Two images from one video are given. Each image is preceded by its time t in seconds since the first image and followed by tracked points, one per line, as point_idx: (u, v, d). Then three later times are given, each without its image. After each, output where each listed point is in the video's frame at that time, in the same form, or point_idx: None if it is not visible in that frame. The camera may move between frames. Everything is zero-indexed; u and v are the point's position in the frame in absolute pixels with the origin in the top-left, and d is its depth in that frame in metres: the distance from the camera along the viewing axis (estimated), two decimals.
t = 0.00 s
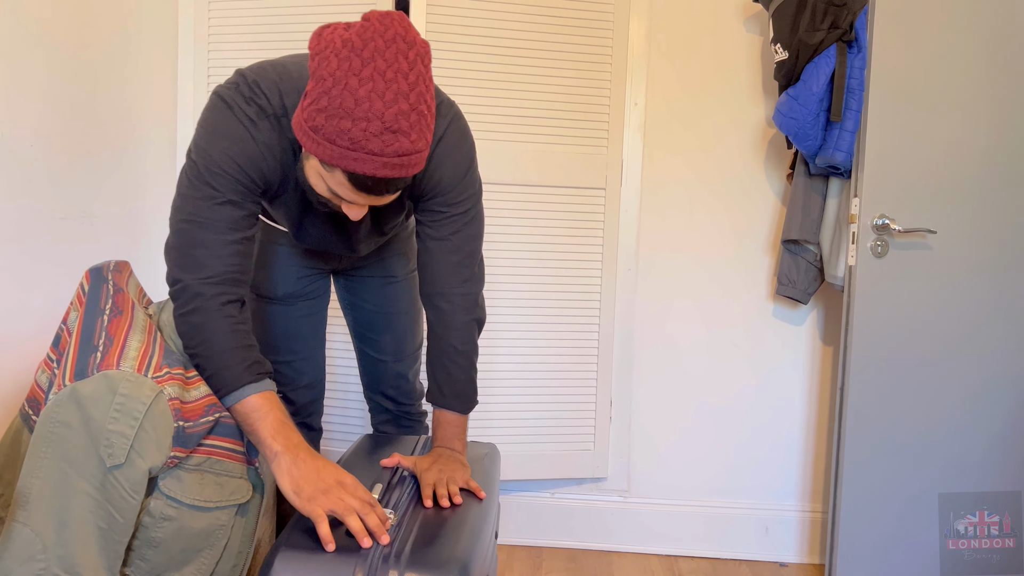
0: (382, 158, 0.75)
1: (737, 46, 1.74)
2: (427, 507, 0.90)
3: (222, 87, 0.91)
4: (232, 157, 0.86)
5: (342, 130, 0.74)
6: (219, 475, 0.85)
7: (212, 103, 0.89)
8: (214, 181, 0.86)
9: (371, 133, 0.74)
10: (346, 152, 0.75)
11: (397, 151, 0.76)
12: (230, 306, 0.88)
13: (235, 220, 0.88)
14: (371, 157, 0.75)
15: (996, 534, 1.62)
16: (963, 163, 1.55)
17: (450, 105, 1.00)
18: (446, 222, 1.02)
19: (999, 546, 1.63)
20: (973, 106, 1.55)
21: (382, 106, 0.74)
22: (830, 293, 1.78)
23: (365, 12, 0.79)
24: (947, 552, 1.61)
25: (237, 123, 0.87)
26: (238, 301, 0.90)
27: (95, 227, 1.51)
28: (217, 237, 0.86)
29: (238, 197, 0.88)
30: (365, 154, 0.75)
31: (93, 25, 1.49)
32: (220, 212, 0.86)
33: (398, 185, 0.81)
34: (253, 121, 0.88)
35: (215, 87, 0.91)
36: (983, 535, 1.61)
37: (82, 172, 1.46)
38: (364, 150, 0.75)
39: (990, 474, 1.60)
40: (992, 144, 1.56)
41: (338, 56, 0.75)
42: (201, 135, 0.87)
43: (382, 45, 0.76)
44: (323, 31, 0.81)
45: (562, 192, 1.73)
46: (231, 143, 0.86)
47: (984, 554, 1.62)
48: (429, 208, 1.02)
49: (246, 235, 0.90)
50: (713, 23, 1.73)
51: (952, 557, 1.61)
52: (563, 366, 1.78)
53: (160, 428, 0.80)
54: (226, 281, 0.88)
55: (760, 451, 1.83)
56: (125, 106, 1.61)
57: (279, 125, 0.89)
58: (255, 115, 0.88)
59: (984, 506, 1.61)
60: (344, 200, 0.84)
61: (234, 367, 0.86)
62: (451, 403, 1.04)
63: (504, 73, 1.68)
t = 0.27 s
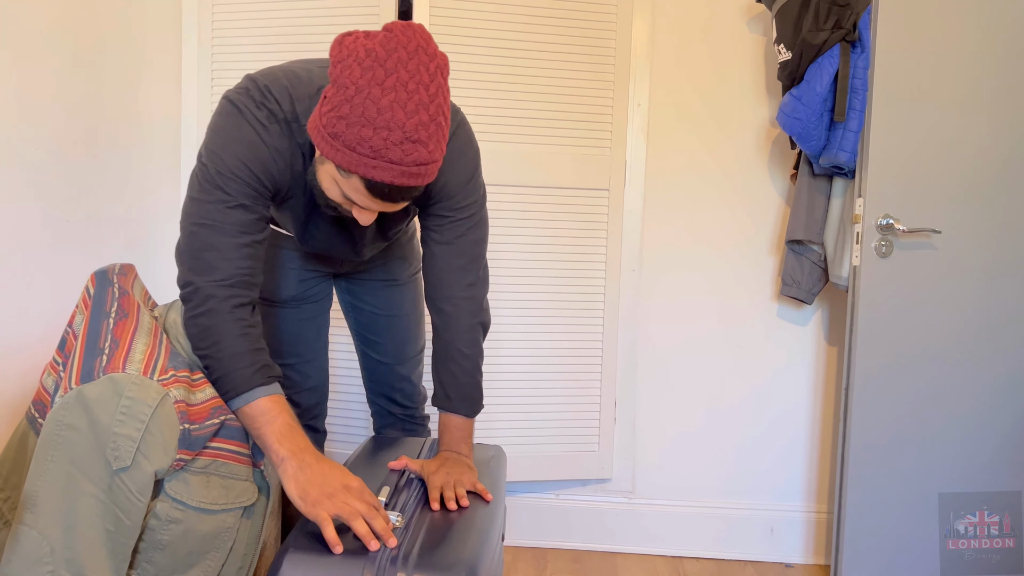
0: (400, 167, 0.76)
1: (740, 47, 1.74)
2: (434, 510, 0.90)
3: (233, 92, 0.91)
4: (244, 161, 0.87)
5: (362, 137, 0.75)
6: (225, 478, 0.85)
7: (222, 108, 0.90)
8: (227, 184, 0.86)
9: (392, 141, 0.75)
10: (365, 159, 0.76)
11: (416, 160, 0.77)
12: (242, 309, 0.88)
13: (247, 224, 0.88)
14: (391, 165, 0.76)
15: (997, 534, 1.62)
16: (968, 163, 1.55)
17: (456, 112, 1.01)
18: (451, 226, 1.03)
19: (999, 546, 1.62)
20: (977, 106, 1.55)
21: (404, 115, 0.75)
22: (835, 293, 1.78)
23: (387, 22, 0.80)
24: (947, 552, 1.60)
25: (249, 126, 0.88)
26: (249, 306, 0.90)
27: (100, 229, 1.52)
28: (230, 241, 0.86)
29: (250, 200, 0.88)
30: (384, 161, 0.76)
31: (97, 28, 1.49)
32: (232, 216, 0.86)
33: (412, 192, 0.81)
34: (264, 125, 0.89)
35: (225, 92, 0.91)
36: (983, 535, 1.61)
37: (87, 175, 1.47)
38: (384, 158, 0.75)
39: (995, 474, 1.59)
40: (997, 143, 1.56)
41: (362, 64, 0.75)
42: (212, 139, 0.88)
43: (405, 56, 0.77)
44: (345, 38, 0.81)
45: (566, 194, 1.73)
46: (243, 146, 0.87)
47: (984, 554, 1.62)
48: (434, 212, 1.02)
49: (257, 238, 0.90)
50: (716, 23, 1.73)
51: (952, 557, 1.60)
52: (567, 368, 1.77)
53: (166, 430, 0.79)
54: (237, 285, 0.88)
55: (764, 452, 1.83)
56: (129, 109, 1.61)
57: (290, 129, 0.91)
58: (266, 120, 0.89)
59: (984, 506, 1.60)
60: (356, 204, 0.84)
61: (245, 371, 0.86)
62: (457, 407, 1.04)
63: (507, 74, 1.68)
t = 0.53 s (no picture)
0: (407, 169, 0.76)
1: (742, 47, 1.74)
2: (438, 512, 0.90)
3: (240, 96, 0.92)
4: (251, 163, 0.87)
5: (369, 140, 0.75)
6: (229, 480, 0.85)
7: (230, 111, 0.90)
8: (234, 187, 0.86)
9: (399, 144, 0.75)
10: (372, 160, 0.76)
11: (422, 162, 0.77)
12: (248, 311, 0.88)
13: (253, 227, 0.88)
14: (397, 167, 0.76)
15: (997, 534, 1.61)
16: (971, 163, 1.55)
17: (461, 115, 1.01)
18: (456, 227, 1.03)
19: (999, 546, 1.62)
20: (980, 105, 1.54)
21: (411, 118, 0.75)
22: (838, 294, 1.77)
23: (395, 27, 0.81)
24: (947, 552, 1.59)
25: (255, 130, 0.88)
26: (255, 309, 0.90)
27: (104, 232, 1.52)
28: (236, 245, 0.86)
29: (257, 204, 0.89)
30: (391, 164, 0.76)
31: (101, 32, 1.50)
32: (238, 218, 0.86)
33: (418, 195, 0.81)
34: (271, 128, 0.89)
35: (232, 96, 0.92)
36: (983, 535, 1.60)
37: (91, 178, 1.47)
38: (391, 160, 0.76)
39: (998, 474, 1.59)
40: (1000, 143, 1.55)
41: (370, 67, 0.76)
42: (219, 143, 0.88)
43: (413, 60, 0.77)
44: (353, 41, 0.81)
45: (569, 195, 1.73)
46: (250, 149, 0.87)
47: (984, 554, 1.61)
48: (438, 214, 1.02)
49: (263, 241, 0.90)
50: (718, 24, 1.73)
51: (952, 557, 1.60)
52: (569, 369, 1.77)
53: (170, 432, 0.79)
54: (243, 289, 0.88)
55: (767, 453, 1.83)
56: (132, 111, 1.62)
57: (297, 133, 0.91)
58: (273, 123, 0.90)
59: (984, 506, 1.59)
60: (362, 206, 0.84)
61: (251, 373, 0.86)
62: (461, 409, 1.04)
63: (509, 75, 1.68)
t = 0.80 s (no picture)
0: (407, 172, 0.76)
1: (744, 48, 1.73)
2: (440, 515, 0.89)
3: (243, 98, 0.92)
4: (254, 167, 0.87)
5: (370, 143, 0.75)
6: (232, 482, 0.85)
7: (233, 114, 0.90)
8: (236, 190, 0.86)
9: (399, 148, 0.75)
10: (372, 164, 0.76)
11: (423, 166, 0.76)
12: (252, 313, 0.88)
13: (256, 230, 0.88)
14: (398, 171, 0.76)
15: (997, 533, 1.61)
16: (974, 164, 1.54)
17: (464, 116, 1.01)
18: (459, 229, 1.02)
19: (999, 545, 1.61)
20: (982, 106, 1.54)
21: (412, 122, 0.75)
22: (840, 295, 1.77)
23: (397, 30, 0.81)
24: (947, 552, 1.59)
25: (258, 133, 0.88)
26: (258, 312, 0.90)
27: (106, 234, 1.52)
28: (240, 248, 0.86)
29: (260, 207, 0.89)
30: (391, 167, 0.76)
31: (103, 34, 1.50)
32: (241, 221, 0.87)
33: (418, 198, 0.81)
34: (274, 131, 0.89)
35: (236, 99, 0.92)
36: (983, 535, 1.60)
37: (93, 180, 1.47)
38: (391, 164, 0.76)
39: (1000, 474, 1.59)
40: (1002, 143, 1.55)
41: (371, 70, 0.76)
42: (222, 146, 0.88)
43: (415, 64, 0.77)
44: (354, 44, 0.81)
45: (571, 196, 1.73)
46: (253, 152, 0.87)
47: (984, 554, 1.60)
48: (442, 216, 1.02)
49: (266, 243, 0.90)
50: (719, 24, 1.73)
51: (952, 557, 1.59)
52: (571, 370, 1.77)
53: (172, 434, 0.79)
54: (246, 292, 0.88)
55: (769, 454, 1.82)
56: (134, 113, 1.62)
57: (300, 136, 0.91)
58: (276, 126, 0.89)
59: (984, 506, 1.59)
60: (363, 209, 0.84)
61: (254, 376, 0.86)
62: (464, 411, 1.04)
63: (511, 76, 1.68)
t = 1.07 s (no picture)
0: (410, 176, 0.76)
1: (746, 49, 1.73)
2: (443, 517, 0.89)
3: (246, 101, 0.92)
4: (257, 169, 0.87)
5: (374, 146, 0.75)
6: (234, 484, 0.85)
7: (236, 117, 0.91)
8: (239, 193, 0.86)
9: (403, 151, 0.75)
10: (376, 167, 0.76)
11: (426, 170, 0.76)
12: (255, 316, 0.88)
13: (260, 232, 0.88)
14: (401, 174, 0.76)
15: (997, 533, 1.60)
16: (976, 165, 1.54)
17: (468, 119, 1.01)
18: (462, 232, 1.02)
19: (999, 546, 1.61)
20: (984, 107, 1.54)
21: (415, 125, 0.75)
22: (842, 296, 1.77)
23: (401, 35, 0.81)
24: (947, 552, 1.58)
25: (262, 136, 0.88)
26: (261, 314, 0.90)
27: (108, 237, 1.53)
28: (243, 250, 0.87)
29: (263, 210, 0.89)
30: (395, 170, 0.76)
31: (105, 36, 1.50)
32: (244, 224, 0.87)
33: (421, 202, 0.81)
34: (277, 134, 0.89)
35: (239, 102, 0.92)
36: (983, 535, 1.59)
37: (96, 183, 1.48)
38: (395, 167, 0.76)
39: (1002, 475, 1.58)
40: (1005, 145, 1.55)
41: (375, 74, 0.76)
42: (225, 149, 0.88)
43: (418, 67, 0.78)
44: (358, 48, 0.82)
45: (572, 198, 1.73)
46: (256, 155, 0.87)
47: (984, 554, 1.60)
48: (444, 218, 1.02)
49: (269, 246, 0.90)
50: (720, 26, 1.73)
51: (952, 557, 1.59)
52: (573, 372, 1.77)
53: (175, 437, 0.79)
54: (249, 294, 0.87)
55: (771, 455, 1.82)
56: (136, 115, 1.62)
57: (303, 138, 0.91)
58: (279, 129, 0.89)
59: (984, 506, 1.58)
60: (366, 213, 0.84)
61: (257, 378, 0.86)
62: (466, 414, 1.04)
63: (513, 79, 1.68)
